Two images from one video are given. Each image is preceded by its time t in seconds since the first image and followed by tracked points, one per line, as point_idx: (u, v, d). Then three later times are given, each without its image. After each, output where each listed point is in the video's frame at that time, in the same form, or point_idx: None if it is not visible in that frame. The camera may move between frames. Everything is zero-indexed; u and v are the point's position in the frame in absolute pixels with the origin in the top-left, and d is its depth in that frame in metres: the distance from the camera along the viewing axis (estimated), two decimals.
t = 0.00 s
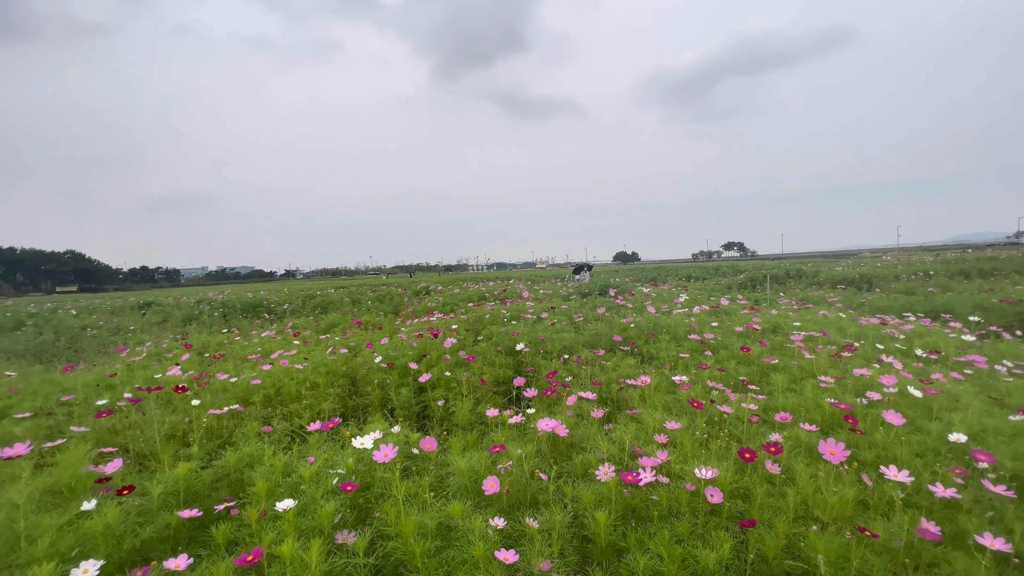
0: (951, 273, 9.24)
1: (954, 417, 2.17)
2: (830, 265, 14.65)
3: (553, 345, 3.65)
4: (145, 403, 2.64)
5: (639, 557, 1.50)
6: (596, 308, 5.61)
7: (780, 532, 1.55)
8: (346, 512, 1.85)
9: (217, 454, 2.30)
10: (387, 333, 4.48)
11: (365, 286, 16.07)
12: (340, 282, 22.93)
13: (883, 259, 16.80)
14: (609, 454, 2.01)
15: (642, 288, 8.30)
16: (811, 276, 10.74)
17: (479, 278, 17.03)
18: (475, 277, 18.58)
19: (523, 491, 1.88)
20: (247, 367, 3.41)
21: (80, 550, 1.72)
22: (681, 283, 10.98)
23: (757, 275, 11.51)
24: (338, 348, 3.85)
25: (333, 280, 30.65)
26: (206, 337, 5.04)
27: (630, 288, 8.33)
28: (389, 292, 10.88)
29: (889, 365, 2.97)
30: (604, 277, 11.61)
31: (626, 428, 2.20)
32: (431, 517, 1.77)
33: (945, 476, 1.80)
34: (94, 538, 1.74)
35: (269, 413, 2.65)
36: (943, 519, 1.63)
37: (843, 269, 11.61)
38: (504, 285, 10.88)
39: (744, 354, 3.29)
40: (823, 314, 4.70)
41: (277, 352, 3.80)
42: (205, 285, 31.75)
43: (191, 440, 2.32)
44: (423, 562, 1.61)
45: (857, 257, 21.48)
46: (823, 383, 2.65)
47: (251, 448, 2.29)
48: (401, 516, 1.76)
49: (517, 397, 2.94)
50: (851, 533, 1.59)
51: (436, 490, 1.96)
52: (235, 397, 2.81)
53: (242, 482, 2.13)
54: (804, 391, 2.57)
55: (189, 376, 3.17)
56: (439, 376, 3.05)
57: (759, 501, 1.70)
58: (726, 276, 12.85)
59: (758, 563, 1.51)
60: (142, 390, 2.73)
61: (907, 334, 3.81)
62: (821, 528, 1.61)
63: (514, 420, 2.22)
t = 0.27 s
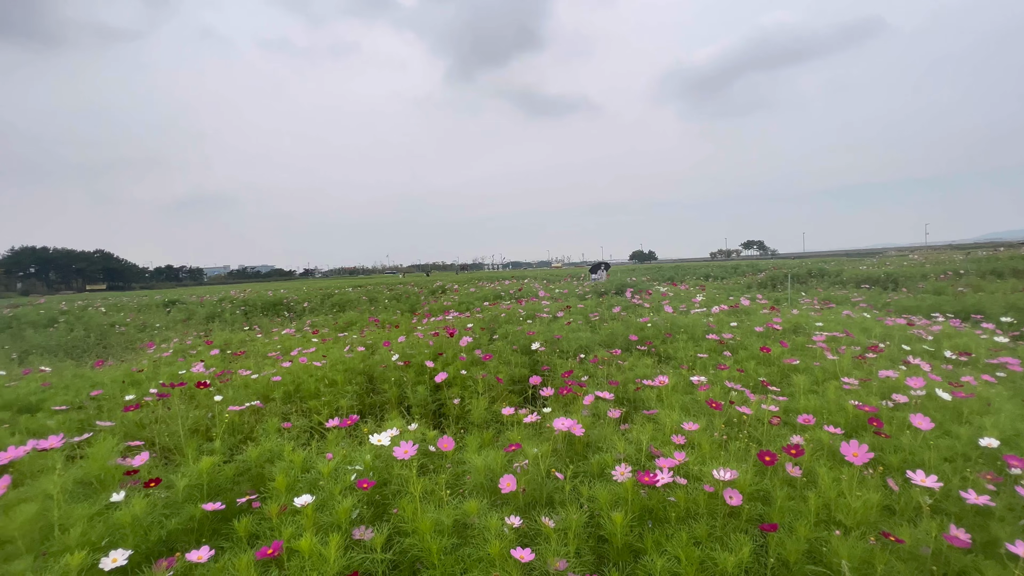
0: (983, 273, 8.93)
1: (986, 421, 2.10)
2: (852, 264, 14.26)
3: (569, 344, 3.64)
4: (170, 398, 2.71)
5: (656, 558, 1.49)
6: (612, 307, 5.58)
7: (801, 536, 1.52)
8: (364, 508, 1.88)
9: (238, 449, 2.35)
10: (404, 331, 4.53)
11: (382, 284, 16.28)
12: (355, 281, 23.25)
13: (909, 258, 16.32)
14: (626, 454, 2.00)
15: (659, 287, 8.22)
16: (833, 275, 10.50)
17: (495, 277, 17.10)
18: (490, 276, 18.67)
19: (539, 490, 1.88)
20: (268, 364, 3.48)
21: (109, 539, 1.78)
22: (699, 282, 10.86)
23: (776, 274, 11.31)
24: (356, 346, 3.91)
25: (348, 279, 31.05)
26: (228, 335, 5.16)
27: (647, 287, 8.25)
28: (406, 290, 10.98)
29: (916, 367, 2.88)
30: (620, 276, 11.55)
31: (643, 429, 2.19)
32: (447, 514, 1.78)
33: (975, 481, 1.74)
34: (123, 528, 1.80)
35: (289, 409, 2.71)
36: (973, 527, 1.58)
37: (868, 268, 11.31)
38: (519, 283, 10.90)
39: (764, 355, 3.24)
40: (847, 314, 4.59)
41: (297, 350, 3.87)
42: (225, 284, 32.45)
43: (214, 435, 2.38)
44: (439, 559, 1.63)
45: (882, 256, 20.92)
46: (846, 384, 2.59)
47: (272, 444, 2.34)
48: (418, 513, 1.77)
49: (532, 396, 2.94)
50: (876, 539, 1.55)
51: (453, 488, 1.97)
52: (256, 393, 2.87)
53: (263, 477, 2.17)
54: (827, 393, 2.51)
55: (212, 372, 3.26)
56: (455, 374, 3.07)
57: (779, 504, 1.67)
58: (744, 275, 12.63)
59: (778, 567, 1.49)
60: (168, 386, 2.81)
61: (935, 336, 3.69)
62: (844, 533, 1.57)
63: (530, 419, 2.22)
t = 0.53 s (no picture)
0: (1012, 271, 8.64)
1: (1017, 424, 2.03)
2: (874, 263, 13.91)
3: (583, 343, 3.63)
4: (191, 394, 2.78)
5: (671, 559, 1.48)
6: (626, 306, 5.54)
7: (820, 540, 1.49)
8: (379, 504, 1.90)
9: (257, 445, 2.40)
10: (419, 330, 4.57)
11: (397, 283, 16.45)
12: (370, 281, 23.52)
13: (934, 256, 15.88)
14: (641, 453, 1.98)
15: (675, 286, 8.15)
16: (854, 275, 10.28)
17: (508, 276, 17.15)
18: (503, 275, 18.73)
19: (553, 489, 1.88)
20: (285, 361, 3.54)
21: (134, 530, 1.84)
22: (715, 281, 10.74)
23: (795, 273, 11.12)
24: (372, 344, 3.96)
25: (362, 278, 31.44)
26: (248, 332, 5.28)
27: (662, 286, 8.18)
28: (420, 289, 11.07)
29: (943, 369, 2.80)
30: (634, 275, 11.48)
31: (658, 429, 2.17)
32: (461, 511, 1.79)
33: (1005, 487, 1.68)
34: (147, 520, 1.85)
35: (306, 406, 2.75)
36: (1003, 534, 1.53)
37: (890, 267, 11.04)
38: (533, 282, 10.91)
39: (783, 355, 3.19)
40: (869, 314, 4.49)
41: (314, 347, 3.93)
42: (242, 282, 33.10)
43: (234, 430, 2.43)
44: (453, 556, 1.64)
45: (904, 255, 20.41)
46: (868, 386, 2.53)
47: (289, 439, 2.38)
48: (433, 510, 1.79)
49: (546, 395, 2.94)
50: (899, 544, 1.51)
51: (467, 485, 1.98)
52: (274, 389, 2.92)
53: (281, 472, 2.21)
54: (848, 394, 2.46)
55: (231, 369, 3.33)
56: (469, 373, 3.08)
57: (798, 507, 1.64)
58: (762, 275, 12.42)
59: (797, 571, 1.46)
60: (189, 381, 2.88)
61: (962, 337, 3.58)
62: (865, 537, 1.54)
63: (543, 418, 2.22)
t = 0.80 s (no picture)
0: None
1: None
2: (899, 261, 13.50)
3: (599, 342, 3.62)
4: (213, 389, 2.85)
5: (689, 560, 1.47)
6: (642, 305, 5.51)
7: (843, 544, 1.46)
8: (396, 500, 1.92)
9: (277, 440, 2.44)
10: (434, 328, 4.61)
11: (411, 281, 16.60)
12: (384, 279, 23.78)
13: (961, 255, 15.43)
14: (657, 453, 1.97)
15: (692, 284, 8.07)
16: (878, 273, 10.04)
17: (522, 274, 17.17)
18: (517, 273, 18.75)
19: (568, 488, 1.88)
20: (304, 358, 3.61)
21: (160, 521, 1.90)
22: (733, 279, 10.60)
23: (816, 271, 10.90)
24: (388, 342, 4.00)
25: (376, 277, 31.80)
26: (267, 329, 5.39)
27: (678, 285, 8.09)
28: (436, 287, 11.15)
29: (972, 370, 2.72)
30: (650, 274, 11.40)
31: (675, 429, 2.15)
32: (477, 508, 1.80)
33: None
34: (172, 511, 1.91)
35: (324, 402, 2.79)
36: None
37: (916, 266, 10.75)
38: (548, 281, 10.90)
39: (803, 355, 3.13)
40: (894, 314, 4.38)
41: (331, 344, 3.99)
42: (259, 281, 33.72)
43: (254, 425, 2.48)
44: (469, 552, 1.65)
45: (929, 253, 19.87)
46: (892, 387, 2.47)
47: (308, 435, 2.42)
48: (449, 506, 1.80)
49: (561, 394, 2.94)
50: (925, 550, 1.47)
51: (482, 483, 2.00)
52: (292, 386, 2.98)
53: (300, 467, 2.25)
54: (872, 396, 2.40)
55: (252, 365, 3.40)
56: (484, 371, 3.10)
57: (819, 510, 1.61)
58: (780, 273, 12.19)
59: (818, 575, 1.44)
60: (211, 377, 2.95)
61: (993, 337, 3.47)
62: (890, 542, 1.50)
63: (559, 416, 2.22)
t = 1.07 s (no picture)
0: None
1: None
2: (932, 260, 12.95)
3: (618, 341, 3.59)
4: (239, 383, 2.94)
5: (711, 561, 1.45)
6: (663, 303, 5.45)
7: (872, 549, 1.42)
8: (416, 495, 1.95)
9: (300, 434, 2.50)
10: (453, 325, 4.65)
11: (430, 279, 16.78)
12: (402, 277, 24.05)
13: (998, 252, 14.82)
14: (679, 453, 1.95)
15: (713, 282, 7.95)
16: (908, 272, 9.71)
17: (540, 272, 17.17)
18: (534, 271, 18.76)
19: (588, 486, 1.88)
20: (326, 353, 3.68)
21: (189, 510, 1.96)
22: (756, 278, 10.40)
23: (843, 269, 10.61)
24: (408, 338, 4.05)
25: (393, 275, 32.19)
26: (291, 325, 5.52)
27: (699, 283, 7.96)
28: (455, 285, 11.24)
29: (1012, 373, 2.60)
30: (670, 272, 11.27)
31: (697, 428, 2.12)
32: (497, 505, 1.81)
33: None
34: (201, 501, 1.97)
35: (346, 397, 2.84)
36: None
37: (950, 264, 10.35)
38: (567, 278, 10.87)
39: (831, 355, 3.05)
40: (927, 314, 4.23)
41: (353, 341, 4.06)
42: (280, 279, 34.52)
43: (278, 419, 2.55)
44: (489, 548, 1.66)
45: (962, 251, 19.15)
46: (925, 390, 2.38)
47: (330, 429, 2.47)
48: (468, 502, 1.82)
49: (580, 392, 2.93)
50: (961, 559, 1.42)
51: (502, 479, 2.01)
52: (315, 381, 3.04)
53: (322, 460, 2.30)
54: (903, 398, 2.33)
55: (276, 360, 3.49)
56: (503, 368, 3.11)
57: (847, 514, 1.57)
58: (805, 272, 11.87)
59: None
60: (237, 372, 3.04)
61: None
62: (923, 549, 1.45)
63: (578, 414, 2.21)
